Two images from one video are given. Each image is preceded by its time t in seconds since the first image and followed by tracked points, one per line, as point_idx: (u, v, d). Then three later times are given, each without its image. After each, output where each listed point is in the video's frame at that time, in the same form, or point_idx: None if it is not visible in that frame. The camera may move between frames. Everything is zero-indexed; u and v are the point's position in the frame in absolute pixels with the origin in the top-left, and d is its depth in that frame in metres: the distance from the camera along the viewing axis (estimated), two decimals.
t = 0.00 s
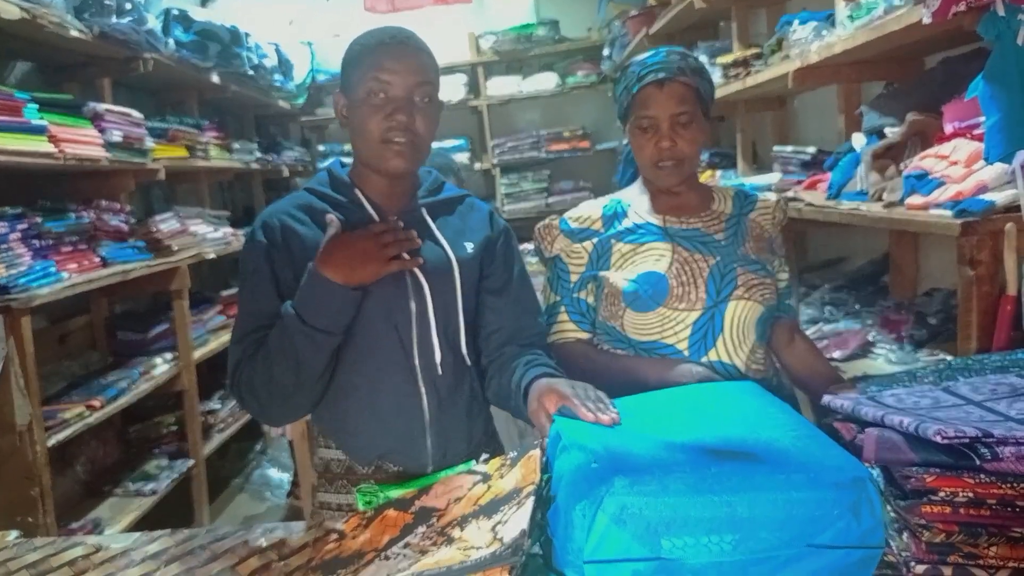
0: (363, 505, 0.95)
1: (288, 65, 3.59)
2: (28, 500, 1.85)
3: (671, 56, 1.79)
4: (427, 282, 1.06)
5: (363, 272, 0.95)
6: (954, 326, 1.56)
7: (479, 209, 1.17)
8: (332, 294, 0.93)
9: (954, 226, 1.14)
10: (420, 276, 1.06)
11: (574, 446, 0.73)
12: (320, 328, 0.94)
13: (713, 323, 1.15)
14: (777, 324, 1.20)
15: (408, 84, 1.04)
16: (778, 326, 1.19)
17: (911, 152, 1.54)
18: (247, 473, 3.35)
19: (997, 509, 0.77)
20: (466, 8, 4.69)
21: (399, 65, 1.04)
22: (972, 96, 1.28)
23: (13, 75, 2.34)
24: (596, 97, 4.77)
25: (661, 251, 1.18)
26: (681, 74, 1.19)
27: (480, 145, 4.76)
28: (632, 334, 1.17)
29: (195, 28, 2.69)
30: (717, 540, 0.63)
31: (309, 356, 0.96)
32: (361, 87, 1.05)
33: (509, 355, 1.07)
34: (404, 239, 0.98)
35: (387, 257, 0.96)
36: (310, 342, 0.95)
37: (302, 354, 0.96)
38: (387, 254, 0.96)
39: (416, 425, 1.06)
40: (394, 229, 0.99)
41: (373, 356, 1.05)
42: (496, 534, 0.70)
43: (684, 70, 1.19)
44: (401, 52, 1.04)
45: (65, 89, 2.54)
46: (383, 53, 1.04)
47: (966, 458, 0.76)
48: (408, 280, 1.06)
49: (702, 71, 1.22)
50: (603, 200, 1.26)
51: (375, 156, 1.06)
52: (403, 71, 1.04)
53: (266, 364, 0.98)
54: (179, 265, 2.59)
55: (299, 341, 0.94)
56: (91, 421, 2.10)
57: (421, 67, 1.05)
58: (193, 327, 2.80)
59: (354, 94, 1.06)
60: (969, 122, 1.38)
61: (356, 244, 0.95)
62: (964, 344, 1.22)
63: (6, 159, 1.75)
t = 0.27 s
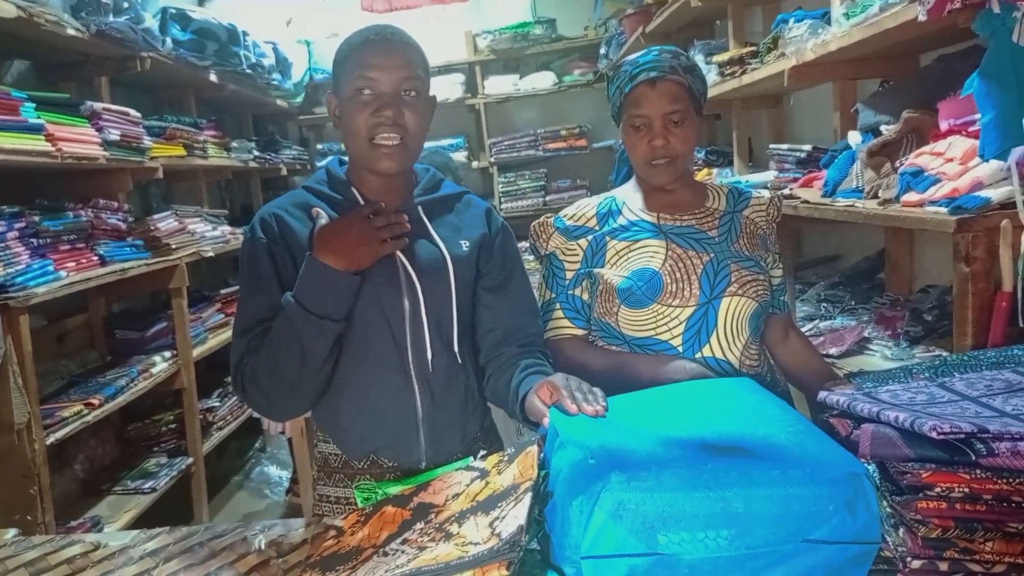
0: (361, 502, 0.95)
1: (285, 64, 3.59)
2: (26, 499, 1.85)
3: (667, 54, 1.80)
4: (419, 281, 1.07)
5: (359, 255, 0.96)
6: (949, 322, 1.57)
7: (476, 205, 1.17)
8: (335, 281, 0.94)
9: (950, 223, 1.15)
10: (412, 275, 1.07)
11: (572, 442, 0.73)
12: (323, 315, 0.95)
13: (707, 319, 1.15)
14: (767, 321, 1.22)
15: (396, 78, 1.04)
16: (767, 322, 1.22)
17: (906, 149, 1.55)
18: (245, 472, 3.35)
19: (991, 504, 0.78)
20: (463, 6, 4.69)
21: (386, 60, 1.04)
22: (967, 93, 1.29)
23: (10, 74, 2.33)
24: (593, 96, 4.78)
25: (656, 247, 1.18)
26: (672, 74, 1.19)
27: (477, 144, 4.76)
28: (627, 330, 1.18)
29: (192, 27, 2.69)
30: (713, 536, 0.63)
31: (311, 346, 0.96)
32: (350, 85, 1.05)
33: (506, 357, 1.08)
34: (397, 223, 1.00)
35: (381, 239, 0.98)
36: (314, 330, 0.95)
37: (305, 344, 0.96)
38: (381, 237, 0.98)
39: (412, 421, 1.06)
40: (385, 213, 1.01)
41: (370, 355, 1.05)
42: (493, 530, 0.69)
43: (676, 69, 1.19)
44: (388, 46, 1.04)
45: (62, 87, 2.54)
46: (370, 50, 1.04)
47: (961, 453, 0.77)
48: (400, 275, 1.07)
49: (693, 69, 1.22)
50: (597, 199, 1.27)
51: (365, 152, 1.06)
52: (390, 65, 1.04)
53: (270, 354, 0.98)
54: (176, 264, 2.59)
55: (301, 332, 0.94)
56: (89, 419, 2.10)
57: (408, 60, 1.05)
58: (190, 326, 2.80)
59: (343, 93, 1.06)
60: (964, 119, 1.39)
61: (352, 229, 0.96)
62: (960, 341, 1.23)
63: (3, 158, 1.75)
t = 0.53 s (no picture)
0: (364, 502, 0.95)
1: (287, 64, 3.60)
2: (29, 498, 1.85)
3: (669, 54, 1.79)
4: (421, 280, 1.07)
5: (359, 259, 0.95)
6: (952, 322, 1.56)
7: (475, 204, 1.18)
8: (333, 286, 0.94)
9: (952, 222, 1.15)
10: (411, 273, 1.06)
11: (575, 443, 0.73)
12: (321, 320, 0.95)
13: (706, 318, 1.16)
14: (767, 319, 1.21)
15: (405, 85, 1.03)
16: (768, 320, 1.21)
17: (910, 148, 1.54)
18: (247, 471, 3.35)
19: (995, 505, 0.77)
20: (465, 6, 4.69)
21: (393, 67, 1.03)
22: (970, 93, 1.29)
23: (13, 74, 2.34)
24: (595, 96, 4.78)
25: (655, 247, 1.18)
26: (667, 74, 1.19)
27: (479, 143, 4.76)
28: (627, 330, 1.19)
29: (195, 27, 2.69)
30: (717, 538, 0.63)
31: (312, 349, 0.96)
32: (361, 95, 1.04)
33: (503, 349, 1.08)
34: (397, 226, 0.99)
35: (382, 244, 0.97)
36: (313, 335, 0.95)
37: (305, 347, 0.96)
38: (381, 241, 0.97)
39: (413, 421, 1.06)
40: (385, 217, 1.00)
41: (371, 355, 1.05)
42: (495, 530, 0.69)
43: (671, 69, 1.19)
44: (394, 52, 1.03)
45: (64, 87, 2.55)
46: (377, 56, 1.03)
47: (964, 454, 0.77)
48: (400, 275, 1.06)
49: (688, 69, 1.22)
50: (595, 199, 1.27)
51: (378, 156, 1.05)
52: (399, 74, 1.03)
53: (272, 357, 0.98)
54: (178, 264, 2.59)
55: (303, 336, 0.95)
56: (91, 419, 2.11)
57: (414, 65, 1.04)
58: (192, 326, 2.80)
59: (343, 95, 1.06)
60: (967, 119, 1.38)
61: (350, 234, 0.95)
62: (963, 341, 1.22)
63: (5, 158, 1.75)
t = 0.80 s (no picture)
0: (361, 502, 0.95)
1: (285, 64, 3.60)
2: (27, 498, 1.85)
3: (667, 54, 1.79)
4: (420, 279, 1.06)
5: (358, 259, 0.95)
6: (950, 323, 1.56)
7: (471, 202, 1.17)
8: (332, 285, 0.94)
9: (950, 223, 1.15)
10: (408, 272, 1.06)
11: (575, 443, 0.73)
12: (321, 320, 0.95)
13: (701, 318, 1.15)
14: (763, 318, 1.22)
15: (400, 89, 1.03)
16: (764, 319, 1.22)
17: (908, 150, 1.54)
18: (245, 472, 3.35)
19: (993, 505, 0.77)
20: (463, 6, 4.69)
21: (389, 71, 1.02)
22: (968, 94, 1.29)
23: (11, 74, 2.33)
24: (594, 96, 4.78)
25: (651, 248, 1.18)
26: (661, 74, 1.20)
27: (477, 144, 4.77)
28: (623, 331, 1.16)
29: (193, 26, 2.69)
30: (714, 537, 0.63)
31: (312, 349, 0.96)
32: (357, 99, 1.03)
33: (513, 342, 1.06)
34: (395, 225, 0.98)
35: (379, 242, 0.97)
36: (313, 334, 0.95)
37: (305, 346, 0.96)
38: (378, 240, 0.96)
39: (412, 420, 1.06)
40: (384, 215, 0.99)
41: (369, 355, 1.05)
42: (493, 532, 0.69)
43: (665, 70, 1.20)
44: (390, 56, 1.03)
45: (62, 87, 2.54)
46: (372, 59, 1.02)
47: (962, 454, 0.77)
48: (397, 274, 1.06)
49: (682, 70, 1.23)
50: (590, 201, 1.27)
51: (376, 160, 1.05)
52: (395, 78, 1.02)
53: (270, 359, 0.98)
54: (176, 264, 2.59)
55: (303, 336, 0.95)
56: (89, 419, 2.10)
57: (410, 67, 1.04)
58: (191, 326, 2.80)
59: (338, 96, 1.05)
60: (964, 120, 1.39)
61: (348, 234, 0.95)
62: (960, 342, 1.23)
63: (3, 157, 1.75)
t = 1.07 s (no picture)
0: (359, 503, 0.95)
1: (283, 65, 3.60)
2: (24, 499, 1.85)
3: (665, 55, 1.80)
4: (411, 279, 1.06)
5: (347, 259, 0.96)
6: (946, 323, 1.57)
7: (462, 198, 1.15)
8: (320, 286, 0.95)
9: (948, 224, 1.15)
10: (397, 270, 1.06)
11: (572, 444, 0.73)
12: (310, 321, 0.95)
13: (696, 320, 1.15)
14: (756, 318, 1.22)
15: (378, 95, 1.02)
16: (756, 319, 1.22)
17: (904, 151, 1.55)
18: (242, 473, 3.35)
19: (989, 505, 0.78)
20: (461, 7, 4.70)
21: (368, 77, 1.01)
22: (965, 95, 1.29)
23: (8, 74, 2.33)
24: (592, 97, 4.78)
25: (645, 251, 1.18)
26: (652, 75, 1.19)
27: (475, 144, 4.77)
28: (618, 334, 1.17)
29: (191, 27, 2.69)
30: (712, 537, 0.63)
31: (302, 350, 0.96)
32: (336, 106, 1.02)
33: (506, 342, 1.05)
34: (382, 224, 0.99)
35: (368, 243, 0.97)
36: (304, 336, 0.96)
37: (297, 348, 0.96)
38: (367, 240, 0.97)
39: (406, 421, 1.06)
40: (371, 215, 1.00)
41: (364, 355, 1.05)
42: (491, 531, 0.69)
43: (655, 71, 1.19)
44: (370, 60, 1.02)
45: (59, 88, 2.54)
46: (351, 65, 1.01)
47: (958, 455, 0.77)
48: (387, 273, 1.06)
49: (673, 71, 1.23)
50: (584, 204, 1.27)
51: (356, 169, 1.05)
52: (373, 84, 1.01)
53: (260, 363, 0.99)
54: (174, 264, 2.59)
55: (294, 338, 0.95)
56: (86, 421, 2.10)
57: (390, 71, 1.03)
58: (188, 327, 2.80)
59: (320, 101, 1.04)
60: (960, 121, 1.39)
61: (336, 235, 0.96)
62: (957, 342, 1.23)
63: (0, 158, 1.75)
